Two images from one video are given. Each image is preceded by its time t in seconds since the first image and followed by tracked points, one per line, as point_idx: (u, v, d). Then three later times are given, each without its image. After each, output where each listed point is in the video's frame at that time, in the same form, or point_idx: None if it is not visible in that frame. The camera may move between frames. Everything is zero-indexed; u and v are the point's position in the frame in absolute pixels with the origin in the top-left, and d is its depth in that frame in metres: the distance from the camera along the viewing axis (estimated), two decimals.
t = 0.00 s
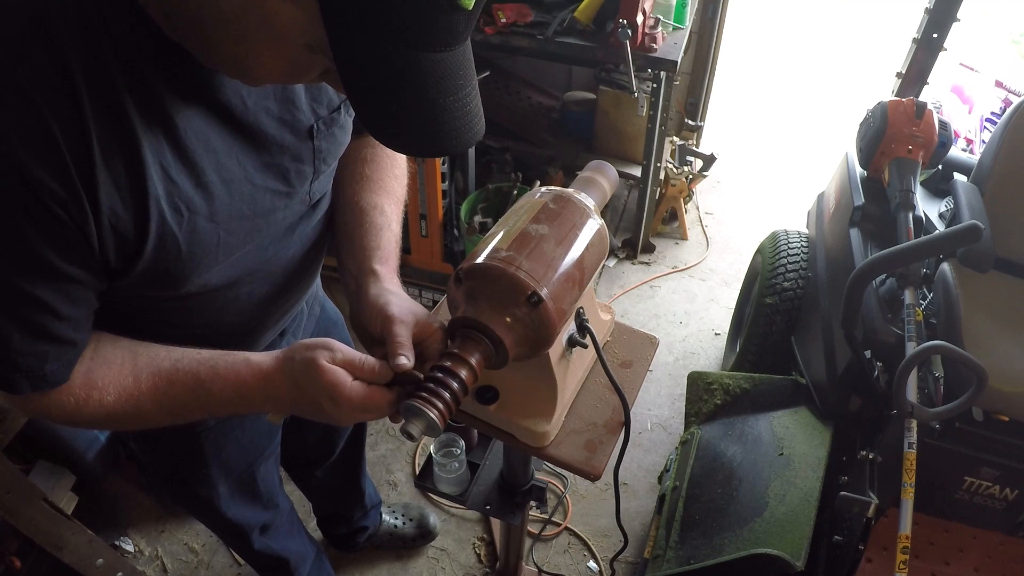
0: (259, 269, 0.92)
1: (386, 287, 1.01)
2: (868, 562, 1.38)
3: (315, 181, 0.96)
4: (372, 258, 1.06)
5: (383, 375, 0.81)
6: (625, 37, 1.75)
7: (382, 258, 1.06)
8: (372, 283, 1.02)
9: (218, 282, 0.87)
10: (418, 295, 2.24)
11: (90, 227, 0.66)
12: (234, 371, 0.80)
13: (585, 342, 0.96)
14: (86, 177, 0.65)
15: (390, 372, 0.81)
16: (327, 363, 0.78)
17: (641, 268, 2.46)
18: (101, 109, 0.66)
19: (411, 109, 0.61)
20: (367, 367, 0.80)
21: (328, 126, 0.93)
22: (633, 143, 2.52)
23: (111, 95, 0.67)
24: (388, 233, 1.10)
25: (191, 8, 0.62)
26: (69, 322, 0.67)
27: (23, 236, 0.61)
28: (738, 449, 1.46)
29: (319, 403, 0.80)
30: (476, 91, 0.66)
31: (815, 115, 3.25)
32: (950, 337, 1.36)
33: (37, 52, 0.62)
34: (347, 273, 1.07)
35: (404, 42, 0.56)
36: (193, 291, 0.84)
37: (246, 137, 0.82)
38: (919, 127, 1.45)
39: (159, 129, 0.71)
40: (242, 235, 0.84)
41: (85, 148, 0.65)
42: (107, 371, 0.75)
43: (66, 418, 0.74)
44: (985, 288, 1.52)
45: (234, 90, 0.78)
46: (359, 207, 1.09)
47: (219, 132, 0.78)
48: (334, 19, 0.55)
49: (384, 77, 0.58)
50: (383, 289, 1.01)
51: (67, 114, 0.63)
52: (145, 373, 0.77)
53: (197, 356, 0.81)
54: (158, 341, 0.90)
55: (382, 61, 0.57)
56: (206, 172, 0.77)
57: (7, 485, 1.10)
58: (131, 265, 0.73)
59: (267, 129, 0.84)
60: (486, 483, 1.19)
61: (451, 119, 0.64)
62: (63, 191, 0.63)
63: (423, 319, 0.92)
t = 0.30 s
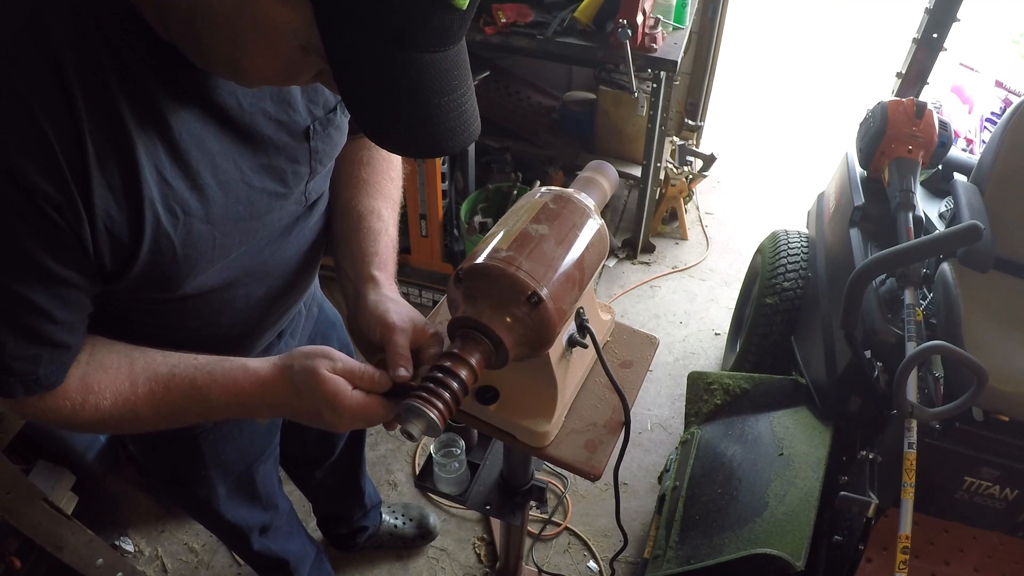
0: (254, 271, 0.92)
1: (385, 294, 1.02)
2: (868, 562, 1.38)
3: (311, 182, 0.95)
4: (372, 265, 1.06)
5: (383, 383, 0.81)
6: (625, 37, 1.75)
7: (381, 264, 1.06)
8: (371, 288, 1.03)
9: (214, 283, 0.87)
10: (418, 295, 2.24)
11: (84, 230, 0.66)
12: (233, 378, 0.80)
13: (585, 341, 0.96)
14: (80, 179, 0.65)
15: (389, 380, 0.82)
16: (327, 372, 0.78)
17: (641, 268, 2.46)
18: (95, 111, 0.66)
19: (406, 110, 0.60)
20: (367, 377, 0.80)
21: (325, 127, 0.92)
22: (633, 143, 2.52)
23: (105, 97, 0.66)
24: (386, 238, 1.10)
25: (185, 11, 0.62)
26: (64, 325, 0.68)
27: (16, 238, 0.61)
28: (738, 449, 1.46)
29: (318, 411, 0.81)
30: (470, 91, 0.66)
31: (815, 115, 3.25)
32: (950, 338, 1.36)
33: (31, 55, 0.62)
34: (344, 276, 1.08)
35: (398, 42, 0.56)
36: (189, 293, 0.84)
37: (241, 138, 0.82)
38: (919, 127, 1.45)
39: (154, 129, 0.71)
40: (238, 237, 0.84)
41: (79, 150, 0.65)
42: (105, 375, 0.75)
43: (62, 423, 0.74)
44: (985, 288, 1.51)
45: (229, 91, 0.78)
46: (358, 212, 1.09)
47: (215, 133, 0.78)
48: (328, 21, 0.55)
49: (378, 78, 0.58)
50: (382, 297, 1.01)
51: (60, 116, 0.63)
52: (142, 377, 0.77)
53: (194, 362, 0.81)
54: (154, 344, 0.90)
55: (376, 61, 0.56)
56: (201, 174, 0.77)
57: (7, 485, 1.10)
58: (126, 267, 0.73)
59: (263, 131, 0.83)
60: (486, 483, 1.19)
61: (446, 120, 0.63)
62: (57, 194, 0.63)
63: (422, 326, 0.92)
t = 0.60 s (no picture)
0: (250, 273, 0.92)
1: (393, 300, 1.02)
2: (868, 562, 1.38)
3: (306, 183, 0.95)
4: (378, 272, 1.06)
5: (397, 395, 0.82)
6: (625, 37, 1.75)
7: (386, 269, 1.07)
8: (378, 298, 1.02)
9: (210, 285, 0.87)
10: (418, 295, 2.26)
11: (82, 230, 0.66)
12: (246, 385, 0.80)
13: (585, 341, 0.96)
14: (76, 181, 0.65)
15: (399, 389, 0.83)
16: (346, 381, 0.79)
17: (641, 268, 2.46)
18: (90, 112, 0.66)
19: (401, 108, 0.61)
20: (382, 387, 0.81)
21: (318, 127, 0.93)
22: (633, 143, 2.52)
23: (99, 98, 0.66)
24: (389, 243, 1.10)
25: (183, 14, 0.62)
26: (65, 327, 0.67)
27: (14, 240, 0.61)
28: (739, 449, 1.46)
29: (328, 418, 0.82)
30: (465, 88, 0.66)
31: (815, 115, 3.25)
32: (950, 337, 1.36)
33: (28, 56, 0.62)
34: (348, 283, 1.08)
35: (394, 42, 0.56)
36: (185, 295, 0.84)
37: (236, 139, 0.82)
38: (919, 127, 1.45)
39: (148, 130, 0.71)
40: (234, 238, 0.84)
41: (74, 150, 0.65)
42: (107, 379, 0.75)
43: (64, 428, 0.73)
44: (985, 288, 1.51)
45: (222, 91, 0.78)
46: (360, 218, 1.09)
47: (208, 133, 0.78)
48: (326, 23, 0.54)
49: (375, 79, 0.58)
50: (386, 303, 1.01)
51: (54, 116, 0.63)
52: (146, 381, 0.77)
53: (198, 363, 0.80)
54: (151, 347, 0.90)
55: (372, 60, 0.56)
56: (196, 174, 0.77)
57: (6, 485, 1.10)
58: (123, 268, 0.73)
59: (257, 131, 0.83)
60: (486, 483, 1.19)
61: (440, 118, 0.64)
62: (53, 194, 0.63)
63: (428, 332, 0.94)
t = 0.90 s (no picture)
0: (246, 275, 0.92)
1: (382, 296, 1.02)
2: (868, 562, 1.38)
3: (302, 184, 0.95)
4: (371, 269, 1.06)
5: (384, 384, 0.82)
6: (625, 37, 1.75)
7: (376, 265, 1.07)
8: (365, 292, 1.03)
9: (206, 289, 0.87)
10: (418, 295, 2.24)
11: (75, 235, 0.66)
12: (232, 373, 0.80)
13: (585, 341, 0.96)
14: (69, 186, 0.65)
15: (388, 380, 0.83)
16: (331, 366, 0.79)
17: (641, 268, 2.46)
18: (83, 116, 0.66)
19: (400, 108, 0.61)
20: (369, 375, 0.82)
21: (314, 128, 0.93)
22: (633, 143, 2.52)
23: (93, 102, 0.66)
24: (380, 239, 1.10)
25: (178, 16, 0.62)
26: (59, 331, 0.67)
27: (7, 245, 0.61)
28: (738, 449, 1.46)
29: (315, 408, 0.82)
30: (465, 89, 0.66)
31: (815, 115, 3.25)
32: (950, 338, 1.36)
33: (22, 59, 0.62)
34: (337, 279, 1.08)
35: (390, 43, 0.56)
36: (181, 299, 0.84)
37: (231, 141, 0.82)
38: (919, 127, 1.45)
39: (142, 134, 0.71)
40: (230, 241, 0.84)
41: (67, 154, 0.65)
42: (96, 378, 0.74)
43: (55, 430, 0.73)
44: (985, 288, 1.51)
45: (217, 94, 0.78)
46: (351, 215, 1.08)
47: (204, 136, 0.78)
48: (322, 25, 0.54)
49: (371, 81, 0.58)
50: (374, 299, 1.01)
51: (47, 120, 0.63)
52: (133, 376, 0.77)
53: (185, 357, 0.80)
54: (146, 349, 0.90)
55: (369, 61, 0.56)
56: (191, 178, 0.77)
57: (6, 485, 1.10)
58: (118, 274, 0.73)
59: (252, 133, 0.83)
60: (486, 483, 1.19)
61: (440, 118, 0.63)
62: (46, 200, 0.63)
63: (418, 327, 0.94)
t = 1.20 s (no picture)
0: (244, 277, 0.92)
1: (385, 286, 1.02)
2: (868, 562, 1.38)
3: (300, 185, 0.95)
4: (372, 263, 1.06)
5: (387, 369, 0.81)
6: (625, 37, 1.75)
7: (379, 258, 1.07)
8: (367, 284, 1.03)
9: (204, 291, 0.87)
10: (418, 295, 2.24)
11: (73, 238, 0.66)
12: (232, 364, 0.80)
13: (585, 341, 0.96)
14: (67, 190, 0.65)
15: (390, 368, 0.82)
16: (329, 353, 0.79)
17: (641, 268, 2.46)
18: (79, 119, 0.66)
19: (398, 110, 0.61)
20: (370, 362, 0.80)
21: (311, 129, 0.93)
22: (633, 143, 2.52)
23: (90, 105, 0.66)
24: (381, 233, 1.10)
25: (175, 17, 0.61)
26: (59, 334, 0.67)
27: (5, 248, 0.61)
28: (739, 449, 1.46)
29: (317, 398, 0.81)
30: (462, 90, 0.66)
31: (815, 115, 3.25)
32: (950, 338, 1.36)
33: (20, 60, 0.62)
34: (338, 277, 1.08)
35: (387, 44, 0.56)
36: (179, 301, 0.84)
37: (228, 142, 0.82)
38: (919, 127, 1.45)
39: (139, 135, 0.71)
40: (228, 242, 0.84)
41: (64, 157, 0.65)
42: (95, 378, 0.74)
43: (57, 432, 0.73)
44: (985, 288, 1.51)
45: (214, 94, 0.78)
46: (352, 209, 1.08)
47: (201, 137, 0.78)
48: (322, 26, 0.55)
49: (369, 82, 0.58)
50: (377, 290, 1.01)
51: (43, 123, 0.63)
52: (134, 375, 0.77)
53: (185, 353, 0.80)
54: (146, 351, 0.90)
55: (367, 63, 0.56)
56: (188, 179, 0.77)
57: (7, 485, 1.10)
58: (116, 276, 0.73)
59: (249, 134, 0.84)
60: (486, 483, 1.19)
61: (438, 120, 0.64)
62: (44, 203, 0.63)
63: (421, 321, 0.95)
